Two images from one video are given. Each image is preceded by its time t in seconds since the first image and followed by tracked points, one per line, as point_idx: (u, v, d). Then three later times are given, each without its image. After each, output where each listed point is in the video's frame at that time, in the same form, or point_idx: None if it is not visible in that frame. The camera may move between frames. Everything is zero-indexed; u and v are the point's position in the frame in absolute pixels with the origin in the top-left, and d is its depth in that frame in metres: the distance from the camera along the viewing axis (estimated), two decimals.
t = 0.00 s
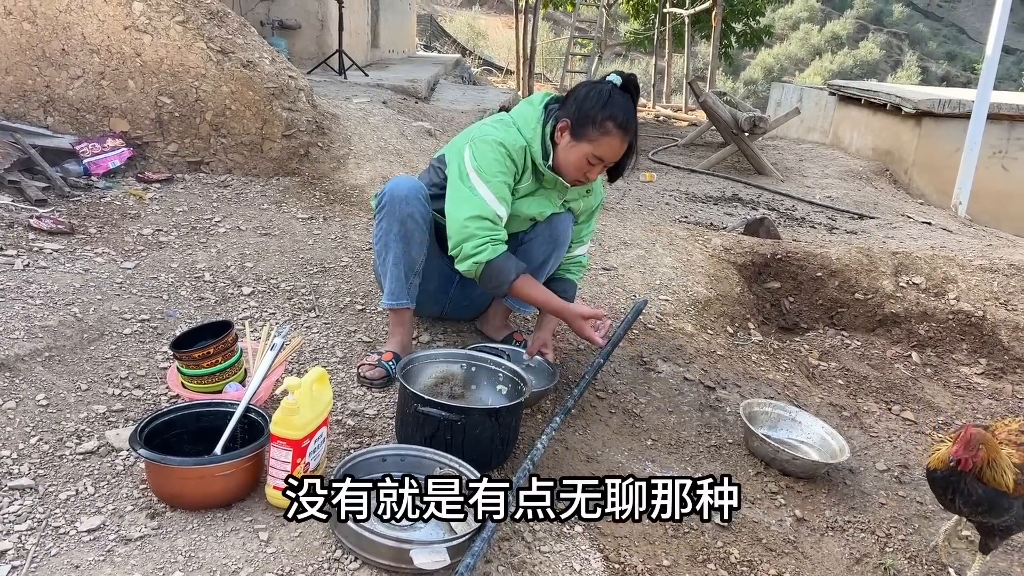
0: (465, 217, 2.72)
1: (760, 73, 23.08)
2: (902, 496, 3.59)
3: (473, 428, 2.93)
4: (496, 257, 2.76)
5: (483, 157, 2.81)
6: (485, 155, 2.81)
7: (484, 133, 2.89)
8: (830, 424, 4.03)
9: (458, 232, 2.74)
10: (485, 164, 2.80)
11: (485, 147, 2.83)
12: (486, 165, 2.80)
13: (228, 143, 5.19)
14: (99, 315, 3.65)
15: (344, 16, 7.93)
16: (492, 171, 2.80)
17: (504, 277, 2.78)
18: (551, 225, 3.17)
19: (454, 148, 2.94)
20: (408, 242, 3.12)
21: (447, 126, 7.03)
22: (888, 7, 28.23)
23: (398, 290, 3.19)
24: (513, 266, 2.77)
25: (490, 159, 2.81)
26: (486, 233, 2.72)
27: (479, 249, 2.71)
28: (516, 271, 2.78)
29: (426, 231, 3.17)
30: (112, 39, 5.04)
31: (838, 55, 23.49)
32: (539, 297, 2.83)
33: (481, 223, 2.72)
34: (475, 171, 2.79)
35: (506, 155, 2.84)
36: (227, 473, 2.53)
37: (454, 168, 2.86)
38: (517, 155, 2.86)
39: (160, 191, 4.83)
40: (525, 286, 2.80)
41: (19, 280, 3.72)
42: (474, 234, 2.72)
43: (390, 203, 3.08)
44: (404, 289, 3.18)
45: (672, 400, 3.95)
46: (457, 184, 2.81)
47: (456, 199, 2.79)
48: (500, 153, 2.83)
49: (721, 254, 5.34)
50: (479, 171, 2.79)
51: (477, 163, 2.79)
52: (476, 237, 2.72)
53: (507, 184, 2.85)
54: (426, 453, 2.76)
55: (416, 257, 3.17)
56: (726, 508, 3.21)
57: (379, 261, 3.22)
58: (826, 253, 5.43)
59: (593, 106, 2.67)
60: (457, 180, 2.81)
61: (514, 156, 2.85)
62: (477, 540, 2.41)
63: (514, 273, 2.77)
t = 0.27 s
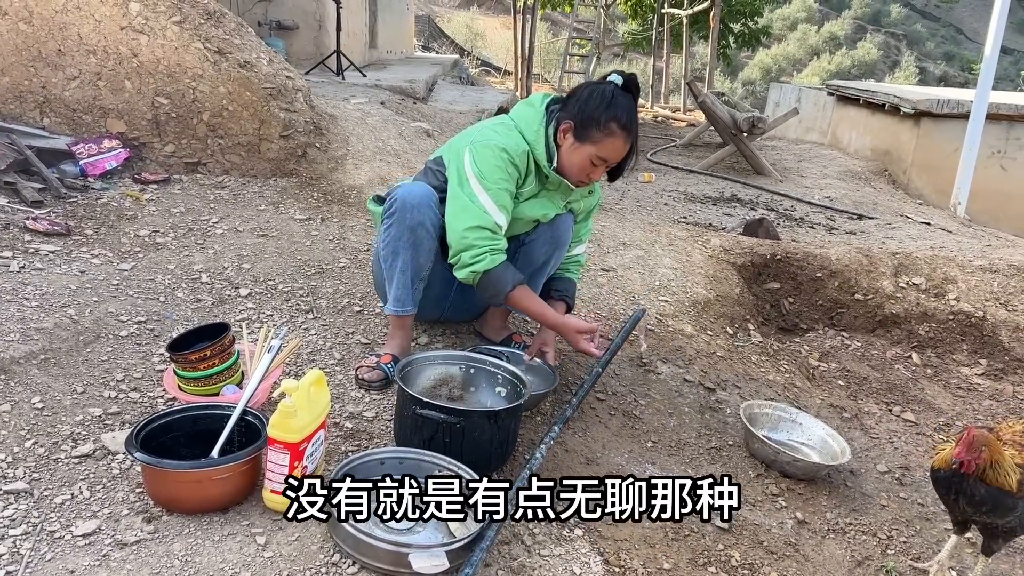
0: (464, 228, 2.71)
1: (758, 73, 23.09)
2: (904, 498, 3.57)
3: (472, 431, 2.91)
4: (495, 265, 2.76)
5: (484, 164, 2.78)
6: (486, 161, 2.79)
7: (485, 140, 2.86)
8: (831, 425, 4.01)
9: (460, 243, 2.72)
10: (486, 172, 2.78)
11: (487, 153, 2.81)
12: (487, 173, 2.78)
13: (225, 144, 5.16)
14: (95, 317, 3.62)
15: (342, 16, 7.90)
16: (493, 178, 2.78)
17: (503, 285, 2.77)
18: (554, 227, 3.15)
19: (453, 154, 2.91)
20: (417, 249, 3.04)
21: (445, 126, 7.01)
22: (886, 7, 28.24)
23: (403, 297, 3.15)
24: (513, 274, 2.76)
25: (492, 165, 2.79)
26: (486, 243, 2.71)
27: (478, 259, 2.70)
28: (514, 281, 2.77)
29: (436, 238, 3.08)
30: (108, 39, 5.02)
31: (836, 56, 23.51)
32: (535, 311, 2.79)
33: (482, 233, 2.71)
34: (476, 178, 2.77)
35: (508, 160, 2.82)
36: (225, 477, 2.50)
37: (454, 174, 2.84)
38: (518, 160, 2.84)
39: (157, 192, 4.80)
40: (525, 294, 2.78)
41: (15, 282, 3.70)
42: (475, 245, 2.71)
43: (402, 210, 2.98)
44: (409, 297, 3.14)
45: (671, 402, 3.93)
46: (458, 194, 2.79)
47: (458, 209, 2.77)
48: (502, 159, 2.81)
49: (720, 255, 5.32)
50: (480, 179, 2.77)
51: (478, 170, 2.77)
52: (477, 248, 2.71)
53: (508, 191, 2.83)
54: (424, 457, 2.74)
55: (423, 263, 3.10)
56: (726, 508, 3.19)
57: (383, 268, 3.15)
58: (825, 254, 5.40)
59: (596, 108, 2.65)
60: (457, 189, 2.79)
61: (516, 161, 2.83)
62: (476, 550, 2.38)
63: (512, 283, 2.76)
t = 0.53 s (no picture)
0: (466, 236, 2.75)
1: (755, 74, 23.10)
2: (905, 497, 3.56)
3: (471, 431, 2.89)
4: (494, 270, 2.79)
5: (487, 169, 2.75)
6: (491, 167, 2.76)
7: (488, 144, 2.81)
8: (831, 424, 4.00)
9: (465, 252, 2.76)
10: (490, 177, 2.75)
11: (490, 157, 2.77)
12: (491, 179, 2.76)
13: (222, 143, 5.14)
14: (92, 317, 3.60)
15: (339, 16, 7.87)
16: (498, 183, 2.76)
17: (499, 289, 2.80)
18: (557, 226, 3.15)
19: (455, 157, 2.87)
20: (425, 255, 2.89)
21: (443, 126, 6.99)
22: (883, 7, 28.27)
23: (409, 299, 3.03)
24: (510, 279, 2.80)
25: (497, 170, 2.76)
26: (482, 251, 2.76)
27: (473, 266, 2.76)
28: (509, 285, 2.79)
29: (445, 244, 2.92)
30: (105, 39, 5.00)
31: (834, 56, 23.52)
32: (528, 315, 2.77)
33: (483, 243, 2.76)
34: (479, 185, 2.75)
35: (512, 164, 2.79)
36: (223, 477, 2.49)
37: (457, 178, 2.82)
38: (523, 163, 2.81)
39: (155, 192, 4.78)
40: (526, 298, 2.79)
41: (11, 283, 3.68)
42: (478, 253, 2.76)
43: (413, 216, 2.82)
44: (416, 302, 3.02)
45: (672, 401, 3.92)
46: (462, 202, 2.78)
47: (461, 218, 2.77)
48: (506, 164, 2.77)
49: (720, 254, 5.30)
50: (484, 186, 2.75)
51: (481, 176, 2.75)
52: (479, 256, 2.75)
53: (512, 196, 2.83)
54: (424, 456, 2.72)
55: (431, 269, 2.95)
56: (726, 508, 3.18)
57: (389, 270, 3.02)
58: (825, 253, 5.38)
59: (602, 107, 2.66)
60: (461, 197, 2.78)
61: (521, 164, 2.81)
62: (476, 547, 2.36)
63: (506, 288, 2.78)
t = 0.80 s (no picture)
0: (488, 252, 2.84)
1: (752, 74, 23.12)
2: (903, 495, 3.56)
3: (468, 430, 2.89)
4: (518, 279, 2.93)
5: (495, 181, 2.78)
6: (498, 178, 2.78)
7: (491, 153, 2.81)
8: (829, 422, 3.99)
9: (487, 266, 2.86)
10: (500, 189, 2.78)
11: (496, 168, 2.78)
12: (502, 192, 2.80)
13: (218, 143, 5.13)
14: (88, 317, 3.59)
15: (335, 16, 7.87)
16: (507, 195, 2.80)
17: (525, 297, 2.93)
18: (562, 223, 3.18)
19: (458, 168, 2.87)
20: (441, 268, 2.83)
21: (440, 126, 6.98)
22: (879, 7, 28.32)
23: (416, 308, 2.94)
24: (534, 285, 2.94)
25: (504, 180, 2.78)
26: (505, 264, 2.85)
27: (497, 279, 2.87)
28: (535, 294, 2.95)
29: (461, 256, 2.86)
30: (101, 39, 5.01)
31: (830, 57, 23.56)
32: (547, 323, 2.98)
33: (506, 256, 2.85)
34: (490, 199, 2.79)
35: (519, 172, 2.80)
36: (219, 476, 2.48)
37: (465, 192, 2.84)
38: (529, 169, 2.83)
39: (151, 193, 4.77)
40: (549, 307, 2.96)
41: (6, 282, 3.67)
42: (499, 267, 2.86)
43: (436, 227, 2.74)
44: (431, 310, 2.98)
45: (669, 400, 3.91)
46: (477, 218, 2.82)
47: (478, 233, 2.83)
48: (513, 174, 2.79)
49: (717, 252, 5.29)
50: (494, 198, 2.79)
51: (489, 189, 2.78)
52: (503, 270, 2.86)
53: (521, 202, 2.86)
54: (420, 456, 2.72)
55: (444, 278, 2.90)
56: (726, 508, 3.18)
57: (399, 275, 2.92)
58: (822, 251, 5.37)
59: (600, 104, 2.68)
60: (474, 212, 2.82)
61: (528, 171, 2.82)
62: (473, 542, 2.34)
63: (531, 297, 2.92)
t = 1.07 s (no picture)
0: (515, 265, 2.87)
1: (748, 75, 23.15)
2: (893, 495, 3.56)
3: (457, 432, 2.89)
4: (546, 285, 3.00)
5: (506, 196, 2.78)
6: (508, 192, 2.78)
7: (497, 168, 2.79)
8: (819, 423, 4.00)
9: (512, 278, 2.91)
10: (511, 204, 2.79)
11: (503, 184, 2.77)
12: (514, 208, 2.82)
13: (210, 147, 5.13)
14: (78, 321, 3.59)
15: (329, 19, 7.87)
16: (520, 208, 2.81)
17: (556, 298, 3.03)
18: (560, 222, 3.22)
19: (465, 185, 2.85)
20: (445, 279, 2.90)
21: (433, 129, 6.99)
22: (875, 8, 28.38)
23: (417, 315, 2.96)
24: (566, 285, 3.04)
25: (513, 195, 2.78)
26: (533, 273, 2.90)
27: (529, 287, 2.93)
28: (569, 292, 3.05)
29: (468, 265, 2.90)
30: (92, 42, 5.01)
31: (826, 58, 23.60)
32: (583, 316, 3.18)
33: (533, 264, 2.88)
34: (506, 214, 2.80)
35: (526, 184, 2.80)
36: (206, 479, 2.48)
37: (476, 210, 2.84)
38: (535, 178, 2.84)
39: (143, 196, 4.76)
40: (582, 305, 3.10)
41: None
42: (530, 276, 2.90)
43: (442, 241, 2.76)
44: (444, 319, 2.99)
45: (660, 401, 3.91)
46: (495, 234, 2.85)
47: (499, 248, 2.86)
48: (521, 187, 2.78)
49: (709, 254, 5.29)
50: (506, 211, 2.81)
51: (502, 205, 2.79)
52: (534, 278, 2.92)
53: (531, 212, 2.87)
54: (409, 458, 2.67)
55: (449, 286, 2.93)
56: (726, 507, 3.20)
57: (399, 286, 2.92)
58: (815, 252, 5.36)
59: (596, 110, 2.68)
60: (491, 229, 2.84)
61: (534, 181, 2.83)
62: (460, 545, 2.33)
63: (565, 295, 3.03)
